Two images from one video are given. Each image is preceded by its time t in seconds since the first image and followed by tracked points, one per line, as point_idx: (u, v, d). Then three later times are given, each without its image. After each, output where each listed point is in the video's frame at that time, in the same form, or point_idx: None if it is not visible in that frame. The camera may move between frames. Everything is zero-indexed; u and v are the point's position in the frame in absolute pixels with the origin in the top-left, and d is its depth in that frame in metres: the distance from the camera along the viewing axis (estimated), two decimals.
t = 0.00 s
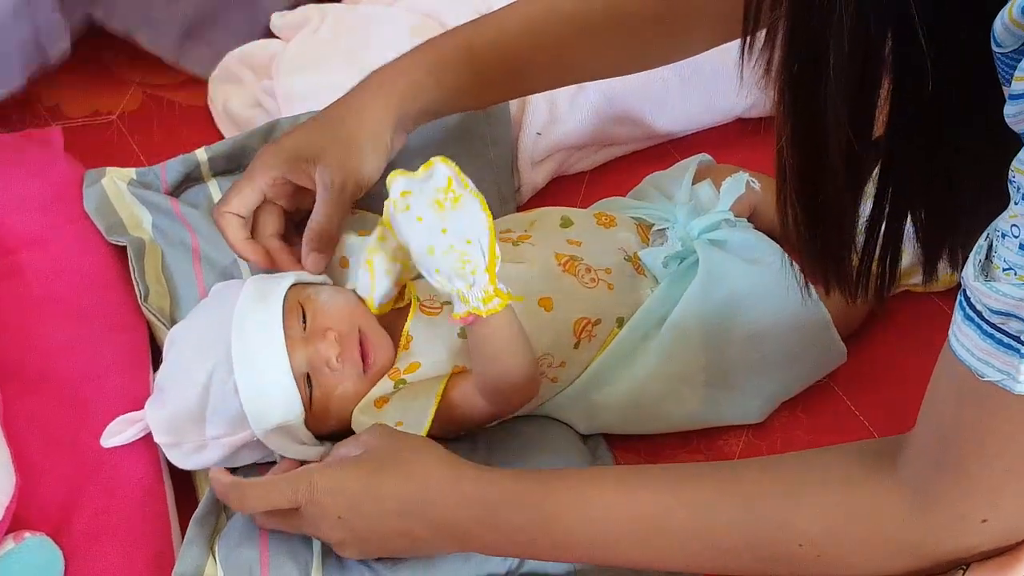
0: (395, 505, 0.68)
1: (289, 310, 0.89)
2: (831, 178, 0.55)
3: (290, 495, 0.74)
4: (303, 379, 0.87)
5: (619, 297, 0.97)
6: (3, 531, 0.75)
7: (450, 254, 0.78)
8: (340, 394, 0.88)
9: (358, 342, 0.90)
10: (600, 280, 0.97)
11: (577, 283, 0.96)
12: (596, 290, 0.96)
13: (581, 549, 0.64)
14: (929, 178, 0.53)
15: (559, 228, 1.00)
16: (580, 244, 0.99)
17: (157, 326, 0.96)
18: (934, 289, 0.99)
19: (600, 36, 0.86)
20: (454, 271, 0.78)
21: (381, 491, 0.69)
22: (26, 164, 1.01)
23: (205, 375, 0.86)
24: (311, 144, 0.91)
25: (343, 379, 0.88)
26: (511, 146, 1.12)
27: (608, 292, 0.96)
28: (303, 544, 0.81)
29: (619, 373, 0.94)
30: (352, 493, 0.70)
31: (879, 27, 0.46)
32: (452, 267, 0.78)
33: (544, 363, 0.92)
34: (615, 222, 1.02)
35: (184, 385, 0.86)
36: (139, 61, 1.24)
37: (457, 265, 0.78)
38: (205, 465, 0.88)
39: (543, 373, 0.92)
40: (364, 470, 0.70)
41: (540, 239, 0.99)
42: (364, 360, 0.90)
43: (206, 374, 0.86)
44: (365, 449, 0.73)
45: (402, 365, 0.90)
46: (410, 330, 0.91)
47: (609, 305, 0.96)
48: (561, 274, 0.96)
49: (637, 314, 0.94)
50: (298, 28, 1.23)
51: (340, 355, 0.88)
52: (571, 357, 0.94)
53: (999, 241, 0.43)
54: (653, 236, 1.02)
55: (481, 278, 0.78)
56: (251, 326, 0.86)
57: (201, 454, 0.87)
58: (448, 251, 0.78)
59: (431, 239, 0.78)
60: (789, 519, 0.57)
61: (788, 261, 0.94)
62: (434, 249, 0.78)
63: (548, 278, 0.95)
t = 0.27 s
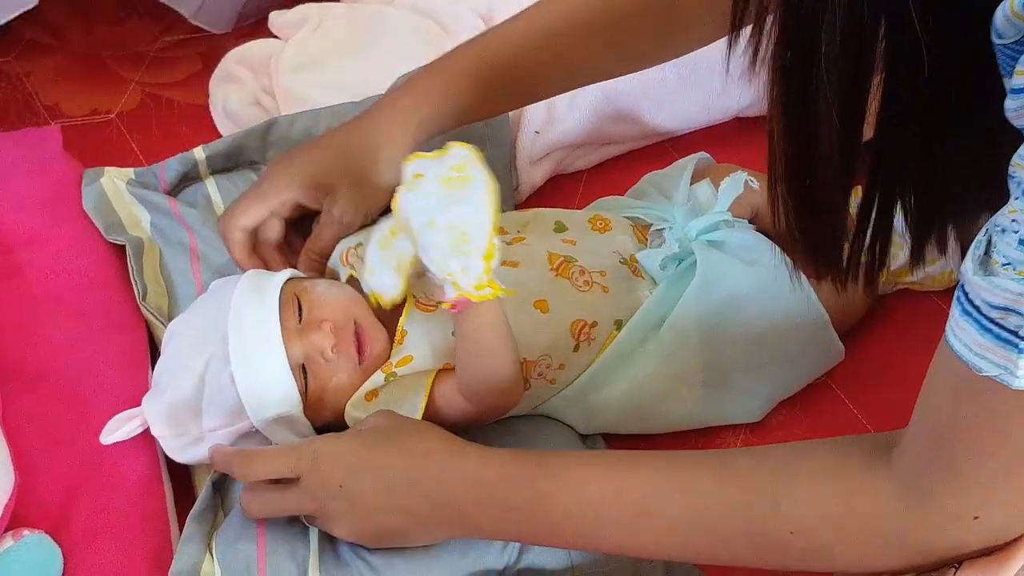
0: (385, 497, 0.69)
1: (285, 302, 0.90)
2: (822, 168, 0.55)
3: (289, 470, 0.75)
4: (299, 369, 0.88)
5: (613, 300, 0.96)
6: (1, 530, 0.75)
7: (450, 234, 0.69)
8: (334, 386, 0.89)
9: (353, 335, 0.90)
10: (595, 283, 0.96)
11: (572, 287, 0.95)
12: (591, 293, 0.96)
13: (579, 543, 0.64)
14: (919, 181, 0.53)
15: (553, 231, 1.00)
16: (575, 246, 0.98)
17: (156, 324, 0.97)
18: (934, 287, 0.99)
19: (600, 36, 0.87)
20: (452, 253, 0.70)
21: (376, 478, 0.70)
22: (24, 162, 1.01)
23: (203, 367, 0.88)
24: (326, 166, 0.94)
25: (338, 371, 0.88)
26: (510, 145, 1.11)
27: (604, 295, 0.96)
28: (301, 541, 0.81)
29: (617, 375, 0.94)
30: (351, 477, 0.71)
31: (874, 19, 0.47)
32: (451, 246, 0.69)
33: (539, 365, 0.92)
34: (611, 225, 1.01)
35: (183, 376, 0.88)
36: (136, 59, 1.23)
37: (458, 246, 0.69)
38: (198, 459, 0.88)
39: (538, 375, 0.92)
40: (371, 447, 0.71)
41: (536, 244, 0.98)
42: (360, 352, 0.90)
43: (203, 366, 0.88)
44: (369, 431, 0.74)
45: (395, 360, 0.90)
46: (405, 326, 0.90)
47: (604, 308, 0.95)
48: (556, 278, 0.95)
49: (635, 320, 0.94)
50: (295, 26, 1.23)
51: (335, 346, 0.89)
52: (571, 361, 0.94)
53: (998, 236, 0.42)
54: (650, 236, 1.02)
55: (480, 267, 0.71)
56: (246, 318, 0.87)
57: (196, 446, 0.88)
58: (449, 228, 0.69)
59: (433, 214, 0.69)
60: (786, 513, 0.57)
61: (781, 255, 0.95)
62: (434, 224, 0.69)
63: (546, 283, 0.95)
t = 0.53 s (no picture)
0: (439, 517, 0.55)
1: (278, 292, 0.91)
2: (821, 159, 0.51)
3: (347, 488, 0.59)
4: (290, 359, 0.88)
5: (613, 302, 0.97)
6: None
7: (513, 260, 0.75)
8: (326, 376, 0.88)
9: (345, 326, 0.90)
10: (594, 284, 0.96)
11: (571, 287, 0.95)
12: (589, 294, 0.96)
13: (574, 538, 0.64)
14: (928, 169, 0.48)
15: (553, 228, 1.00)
16: (574, 245, 0.98)
17: (149, 323, 0.96)
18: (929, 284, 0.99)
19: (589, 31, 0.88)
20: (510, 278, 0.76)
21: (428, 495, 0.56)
22: (16, 162, 1.01)
23: (192, 355, 0.87)
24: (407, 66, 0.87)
25: (328, 364, 0.88)
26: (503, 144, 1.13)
27: (602, 296, 0.96)
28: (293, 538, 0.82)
29: (610, 376, 0.94)
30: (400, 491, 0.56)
31: None
32: (512, 273, 0.75)
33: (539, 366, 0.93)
34: (610, 221, 1.02)
35: (173, 362, 0.88)
36: (129, 59, 1.23)
37: (519, 275, 0.75)
38: (189, 451, 0.88)
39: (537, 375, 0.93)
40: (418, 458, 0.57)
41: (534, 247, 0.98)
42: (352, 344, 0.90)
43: (193, 354, 0.87)
44: (413, 441, 0.59)
45: (390, 361, 0.89)
46: (402, 329, 0.91)
47: (603, 311, 0.96)
48: (558, 278, 0.95)
49: (631, 321, 0.94)
50: (290, 26, 1.23)
51: (326, 335, 0.88)
52: (567, 361, 0.94)
53: None
54: (647, 237, 1.03)
55: (531, 301, 0.76)
56: (237, 309, 0.88)
57: (185, 438, 0.87)
58: (514, 253, 0.75)
59: (501, 237, 0.76)
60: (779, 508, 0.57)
61: (774, 252, 0.95)
62: (500, 246, 0.76)
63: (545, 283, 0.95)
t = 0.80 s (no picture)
0: (652, 481, 0.46)
1: (275, 290, 0.92)
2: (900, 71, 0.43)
3: (549, 451, 0.48)
4: (287, 355, 0.88)
5: (613, 307, 0.97)
6: None
7: (513, 268, 0.81)
8: (323, 372, 0.88)
9: (342, 323, 0.90)
10: (594, 289, 0.97)
11: (571, 292, 0.96)
12: (588, 299, 0.96)
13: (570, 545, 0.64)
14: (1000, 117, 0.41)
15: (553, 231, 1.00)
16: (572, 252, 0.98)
17: (146, 327, 0.97)
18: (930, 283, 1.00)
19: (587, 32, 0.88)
20: (509, 285, 0.81)
21: (631, 460, 0.46)
22: (13, 166, 1.01)
23: (191, 352, 0.88)
24: None
25: (327, 355, 0.88)
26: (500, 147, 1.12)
27: (602, 301, 0.97)
28: (291, 541, 0.83)
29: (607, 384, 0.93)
30: (601, 453, 0.47)
31: None
32: (511, 280, 0.81)
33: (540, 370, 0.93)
34: (609, 226, 1.02)
35: (170, 362, 0.88)
36: (127, 63, 1.23)
37: (517, 282, 0.81)
38: (190, 448, 0.87)
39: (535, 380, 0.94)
40: (629, 406, 0.48)
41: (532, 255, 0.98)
42: (350, 342, 0.90)
43: (191, 351, 0.88)
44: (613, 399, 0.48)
45: (388, 363, 0.90)
46: (401, 330, 0.91)
47: (601, 316, 0.96)
48: (557, 283, 0.96)
49: (630, 326, 0.95)
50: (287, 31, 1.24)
51: (322, 332, 0.88)
52: (565, 366, 0.93)
53: None
54: (646, 242, 1.03)
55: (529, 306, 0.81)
56: (236, 306, 0.89)
57: (185, 434, 0.87)
58: (515, 262, 0.81)
59: (502, 246, 0.81)
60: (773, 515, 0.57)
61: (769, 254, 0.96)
62: (502, 255, 0.81)
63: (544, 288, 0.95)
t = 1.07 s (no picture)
0: (985, 508, 0.43)
1: (283, 287, 0.91)
2: None
3: (864, 486, 0.45)
4: (297, 350, 0.88)
5: (621, 323, 0.97)
6: None
7: (530, 263, 0.86)
8: (333, 366, 0.89)
9: (352, 318, 0.90)
10: (601, 308, 0.97)
11: (578, 309, 0.96)
12: (597, 316, 0.96)
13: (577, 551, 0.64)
14: None
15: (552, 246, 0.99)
16: (581, 269, 0.98)
17: (153, 332, 0.98)
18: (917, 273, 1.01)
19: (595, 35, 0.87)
20: (525, 281, 0.86)
21: (968, 486, 0.44)
22: (21, 170, 1.02)
23: (200, 349, 0.88)
24: None
25: (338, 349, 0.89)
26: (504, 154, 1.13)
27: (609, 318, 0.97)
28: (296, 543, 0.82)
29: (614, 397, 0.94)
30: (924, 478, 0.44)
31: None
32: (528, 276, 0.86)
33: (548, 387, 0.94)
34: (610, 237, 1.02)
35: (179, 361, 0.88)
36: (134, 68, 1.24)
37: (533, 278, 0.86)
38: (196, 445, 0.88)
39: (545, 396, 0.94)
40: (930, 432, 0.46)
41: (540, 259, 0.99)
42: (360, 337, 0.91)
43: (200, 348, 0.88)
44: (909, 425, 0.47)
45: (399, 362, 0.90)
46: (415, 329, 0.92)
47: (609, 331, 0.96)
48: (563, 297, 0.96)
49: (635, 344, 0.94)
50: (294, 36, 1.24)
51: (332, 327, 0.88)
52: (575, 385, 0.95)
53: None
54: (643, 256, 1.03)
55: (543, 300, 0.85)
56: (246, 304, 0.88)
57: (193, 431, 0.87)
58: (532, 257, 0.87)
59: (520, 243, 0.88)
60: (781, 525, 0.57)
61: (767, 266, 0.94)
62: (520, 250, 0.87)
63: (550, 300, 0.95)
